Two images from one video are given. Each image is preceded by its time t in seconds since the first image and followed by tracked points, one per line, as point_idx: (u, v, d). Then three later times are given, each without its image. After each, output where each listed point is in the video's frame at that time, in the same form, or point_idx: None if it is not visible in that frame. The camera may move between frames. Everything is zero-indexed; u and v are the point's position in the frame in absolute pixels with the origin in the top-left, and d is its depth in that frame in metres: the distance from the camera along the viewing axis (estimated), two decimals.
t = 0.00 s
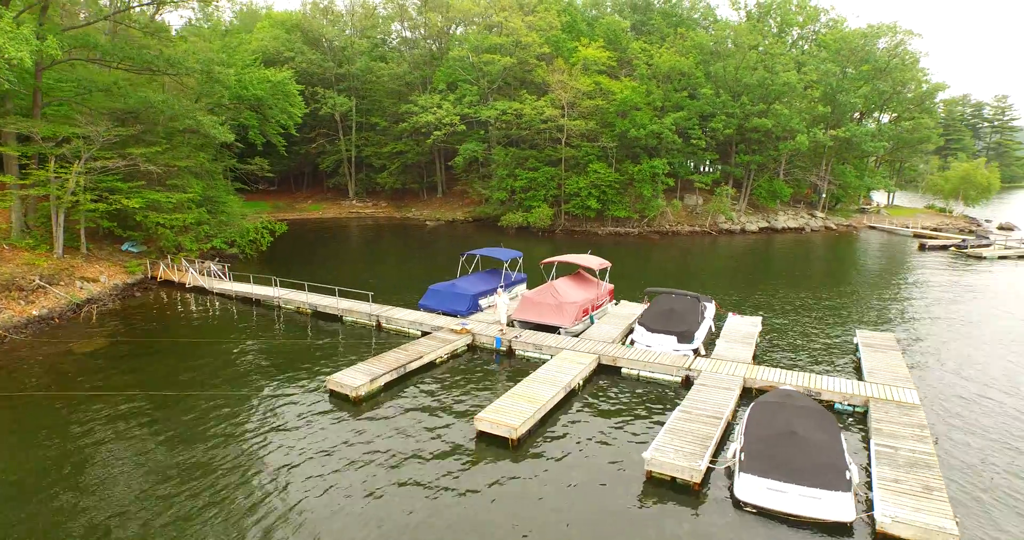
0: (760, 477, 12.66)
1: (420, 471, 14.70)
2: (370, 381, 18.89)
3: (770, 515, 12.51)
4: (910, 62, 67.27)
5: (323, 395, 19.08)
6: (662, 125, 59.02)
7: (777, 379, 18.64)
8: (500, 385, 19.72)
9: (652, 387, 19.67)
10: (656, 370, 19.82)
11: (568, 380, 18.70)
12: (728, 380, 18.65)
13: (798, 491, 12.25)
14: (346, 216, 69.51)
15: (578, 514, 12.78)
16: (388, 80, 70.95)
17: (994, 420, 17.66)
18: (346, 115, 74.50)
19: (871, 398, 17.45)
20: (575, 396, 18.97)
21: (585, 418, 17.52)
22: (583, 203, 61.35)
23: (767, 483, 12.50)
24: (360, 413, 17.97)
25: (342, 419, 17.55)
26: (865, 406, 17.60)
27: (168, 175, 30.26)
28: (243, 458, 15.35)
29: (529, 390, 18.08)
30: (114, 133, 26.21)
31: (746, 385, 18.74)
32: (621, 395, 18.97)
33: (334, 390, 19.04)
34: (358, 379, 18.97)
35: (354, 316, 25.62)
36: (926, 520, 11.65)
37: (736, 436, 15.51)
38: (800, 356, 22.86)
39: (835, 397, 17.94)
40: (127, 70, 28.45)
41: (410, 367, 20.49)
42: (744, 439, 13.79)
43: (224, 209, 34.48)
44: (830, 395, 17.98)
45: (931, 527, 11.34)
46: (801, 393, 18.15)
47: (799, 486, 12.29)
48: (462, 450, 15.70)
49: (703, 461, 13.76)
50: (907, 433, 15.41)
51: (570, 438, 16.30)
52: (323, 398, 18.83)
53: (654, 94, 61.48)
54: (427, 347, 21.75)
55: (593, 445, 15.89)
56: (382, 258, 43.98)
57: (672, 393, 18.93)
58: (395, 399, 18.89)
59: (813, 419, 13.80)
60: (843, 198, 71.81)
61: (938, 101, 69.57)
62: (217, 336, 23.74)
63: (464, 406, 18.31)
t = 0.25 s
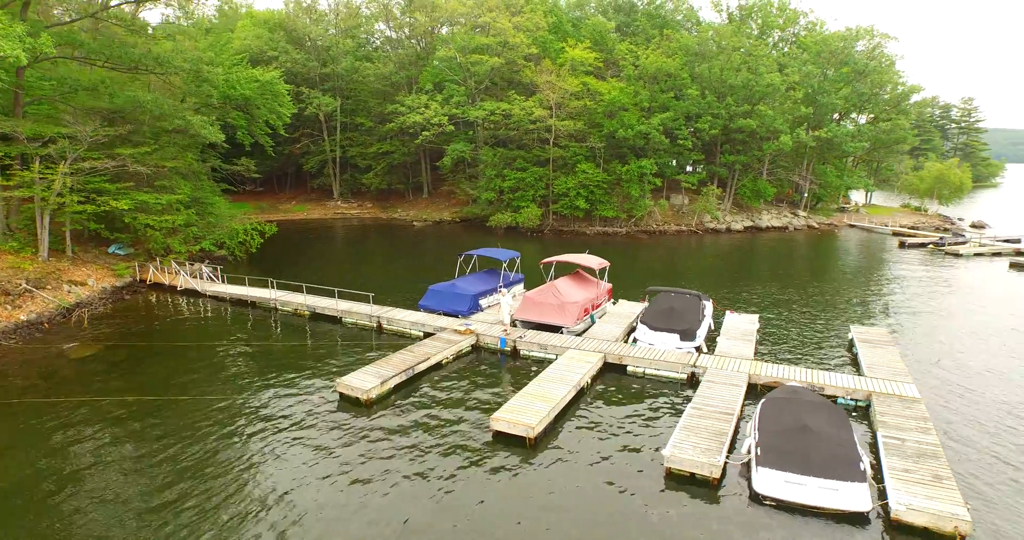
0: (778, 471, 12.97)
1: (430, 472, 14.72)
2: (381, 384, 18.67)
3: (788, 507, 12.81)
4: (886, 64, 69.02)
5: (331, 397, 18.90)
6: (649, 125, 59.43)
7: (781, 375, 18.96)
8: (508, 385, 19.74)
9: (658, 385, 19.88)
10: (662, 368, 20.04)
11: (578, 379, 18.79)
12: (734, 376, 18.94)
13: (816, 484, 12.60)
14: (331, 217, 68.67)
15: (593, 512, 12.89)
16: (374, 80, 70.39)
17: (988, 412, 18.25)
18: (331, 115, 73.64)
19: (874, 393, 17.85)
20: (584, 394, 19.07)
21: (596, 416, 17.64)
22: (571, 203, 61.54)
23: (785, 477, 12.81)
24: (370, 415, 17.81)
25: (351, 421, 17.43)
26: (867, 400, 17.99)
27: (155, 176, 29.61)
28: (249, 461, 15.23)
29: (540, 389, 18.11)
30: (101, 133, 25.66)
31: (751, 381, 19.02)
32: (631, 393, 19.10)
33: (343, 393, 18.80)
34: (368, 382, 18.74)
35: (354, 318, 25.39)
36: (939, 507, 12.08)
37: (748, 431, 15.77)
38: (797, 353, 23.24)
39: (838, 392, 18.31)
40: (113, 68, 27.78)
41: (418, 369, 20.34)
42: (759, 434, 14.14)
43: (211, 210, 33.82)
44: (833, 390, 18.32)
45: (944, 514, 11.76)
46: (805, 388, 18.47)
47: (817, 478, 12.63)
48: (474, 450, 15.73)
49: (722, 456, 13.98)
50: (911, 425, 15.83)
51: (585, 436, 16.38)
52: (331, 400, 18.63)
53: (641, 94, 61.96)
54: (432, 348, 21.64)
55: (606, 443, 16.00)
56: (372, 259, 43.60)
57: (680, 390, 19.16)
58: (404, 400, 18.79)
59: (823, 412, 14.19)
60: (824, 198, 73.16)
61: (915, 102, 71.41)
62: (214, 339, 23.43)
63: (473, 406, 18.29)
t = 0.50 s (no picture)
0: (791, 463, 13.39)
1: (436, 472, 14.78)
2: (389, 386, 18.49)
3: (802, 498, 13.18)
4: (861, 67, 70.83)
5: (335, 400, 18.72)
6: (634, 126, 59.86)
7: (782, 370, 19.39)
8: (514, 384, 19.80)
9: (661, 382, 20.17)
10: (664, 365, 20.38)
11: (585, 377, 18.98)
12: (736, 371, 19.36)
13: (827, 474, 13.05)
14: (313, 219, 67.61)
15: (603, 508, 13.14)
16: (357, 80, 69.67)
17: (976, 402, 18.99)
18: (313, 115, 72.60)
19: (871, 386, 18.35)
20: (590, 392, 19.25)
21: (603, 413, 17.83)
22: (556, 203, 61.68)
23: (797, 468, 13.23)
24: (379, 417, 17.68)
25: (356, 423, 17.34)
26: (865, 393, 18.47)
27: (138, 177, 28.90)
28: (250, 463, 15.14)
29: (548, 388, 18.21)
30: (85, 133, 25.06)
31: (752, 377, 19.42)
32: (637, 392, 19.31)
33: (350, 396, 18.57)
34: (375, 384, 18.56)
35: (351, 319, 25.17)
36: (944, 492, 12.65)
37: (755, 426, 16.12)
38: (790, 349, 23.76)
39: (837, 386, 18.77)
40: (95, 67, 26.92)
41: (424, 371, 20.20)
42: (769, 428, 14.58)
43: (194, 211, 33.00)
44: (830, 384, 18.84)
45: (949, 499, 12.34)
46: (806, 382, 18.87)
47: (827, 469, 13.10)
48: (484, 449, 15.83)
49: (735, 451, 14.29)
50: (908, 417, 16.41)
51: (595, 434, 16.55)
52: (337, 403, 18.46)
53: (625, 95, 62.40)
54: (436, 349, 21.51)
55: (616, 439, 16.21)
56: (359, 260, 43.16)
57: (682, 386, 19.51)
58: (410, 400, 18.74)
59: (828, 406, 14.78)
60: (802, 197, 74.62)
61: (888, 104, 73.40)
62: (206, 341, 23.07)
63: (481, 405, 18.32)
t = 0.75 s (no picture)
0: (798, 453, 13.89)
1: (440, 471, 14.82)
2: (393, 388, 18.42)
3: (809, 486, 13.71)
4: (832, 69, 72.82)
5: (338, 401, 18.58)
6: (615, 126, 60.37)
7: (776, 365, 20.06)
8: (516, 383, 20.02)
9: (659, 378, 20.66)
10: (662, 361, 20.89)
11: (587, 375, 19.36)
12: (733, 366, 19.97)
13: (833, 462, 13.60)
14: (291, 220, 66.39)
15: (612, 502, 13.42)
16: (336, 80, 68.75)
17: (957, 391, 19.92)
18: (290, 115, 71.31)
19: (863, 379, 19.07)
20: (592, 390, 19.61)
21: (606, 409, 18.18)
22: (539, 203, 61.85)
23: (805, 457, 13.73)
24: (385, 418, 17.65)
25: (358, 424, 17.24)
26: (856, 386, 19.20)
27: (118, 178, 28.14)
28: (249, 466, 14.96)
29: (553, 386, 18.51)
30: (64, 133, 24.34)
31: (749, 372, 20.01)
32: (640, 388, 19.69)
33: (355, 398, 18.40)
34: (380, 386, 18.46)
35: (345, 321, 25.07)
36: (941, 476, 13.41)
37: (757, 420, 16.63)
38: (778, 344, 24.43)
39: (829, 379, 19.47)
40: (71, 65, 26.02)
41: (425, 372, 20.19)
42: (772, 421, 15.12)
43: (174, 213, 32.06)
44: (824, 377, 19.53)
45: (947, 482, 13.10)
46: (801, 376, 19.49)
47: (833, 457, 13.65)
48: (492, 447, 15.98)
49: (745, 444, 14.71)
50: (899, 407, 17.15)
51: (602, 430, 16.84)
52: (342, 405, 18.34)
53: (606, 96, 62.91)
54: (435, 350, 21.54)
55: (622, 434, 16.58)
56: (343, 262, 42.66)
57: (680, 382, 20.06)
58: (414, 401, 18.75)
59: (828, 398, 15.38)
60: (777, 196, 76.33)
61: (857, 105, 75.71)
62: (196, 344, 22.67)
63: (486, 405, 18.47)
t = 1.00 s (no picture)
0: (799, 442, 14.68)
1: (442, 471, 14.91)
2: (394, 389, 18.63)
3: (809, 474, 14.43)
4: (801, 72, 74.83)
5: (342, 403, 18.61)
6: (594, 126, 60.84)
7: (767, 359, 21.04)
8: (517, 382, 20.47)
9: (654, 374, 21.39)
10: (656, 358, 21.69)
11: (586, 372, 20.04)
12: (727, 361, 20.89)
13: (832, 450, 14.42)
14: (266, 222, 65.03)
15: (618, 494, 13.82)
16: (312, 79, 67.67)
17: (934, 381, 20.99)
18: (264, 115, 69.87)
19: (850, 371, 20.07)
20: (591, 386, 20.23)
21: (606, 405, 18.83)
22: (518, 204, 61.92)
23: (805, 446, 14.52)
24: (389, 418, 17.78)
25: (362, 425, 17.25)
26: (843, 378, 20.21)
27: (94, 179, 27.37)
28: (244, 470, 14.80)
29: (555, 383, 19.07)
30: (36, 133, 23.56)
31: (742, 367, 20.85)
32: (636, 385, 20.49)
33: (356, 400, 18.51)
34: (381, 387, 18.62)
35: (335, 322, 25.39)
36: (930, 460, 14.16)
37: (755, 414, 17.40)
38: (762, 340, 25.24)
39: (819, 372, 20.33)
40: (41, 62, 25.04)
41: (424, 372, 20.47)
42: (772, 412, 15.94)
43: (150, 215, 31.09)
44: (813, 370, 20.43)
45: (937, 465, 13.83)
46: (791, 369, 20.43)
47: (832, 446, 14.48)
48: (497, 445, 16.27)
49: (745, 436, 15.34)
50: (884, 397, 18.07)
51: (605, 425, 17.35)
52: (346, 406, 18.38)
53: (584, 97, 63.33)
54: (432, 350, 21.89)
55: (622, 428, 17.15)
56: (324, 264, 42.09)
57: (673, 377, 20.96)
58: (417, 402, 18.87)
59: (823, 390, 16.31)
60: (750, 195, 78.13)
61: (825, 107, 78.03)
62: (183, 350, 22.37)
63: (488, 403, 18.81)
